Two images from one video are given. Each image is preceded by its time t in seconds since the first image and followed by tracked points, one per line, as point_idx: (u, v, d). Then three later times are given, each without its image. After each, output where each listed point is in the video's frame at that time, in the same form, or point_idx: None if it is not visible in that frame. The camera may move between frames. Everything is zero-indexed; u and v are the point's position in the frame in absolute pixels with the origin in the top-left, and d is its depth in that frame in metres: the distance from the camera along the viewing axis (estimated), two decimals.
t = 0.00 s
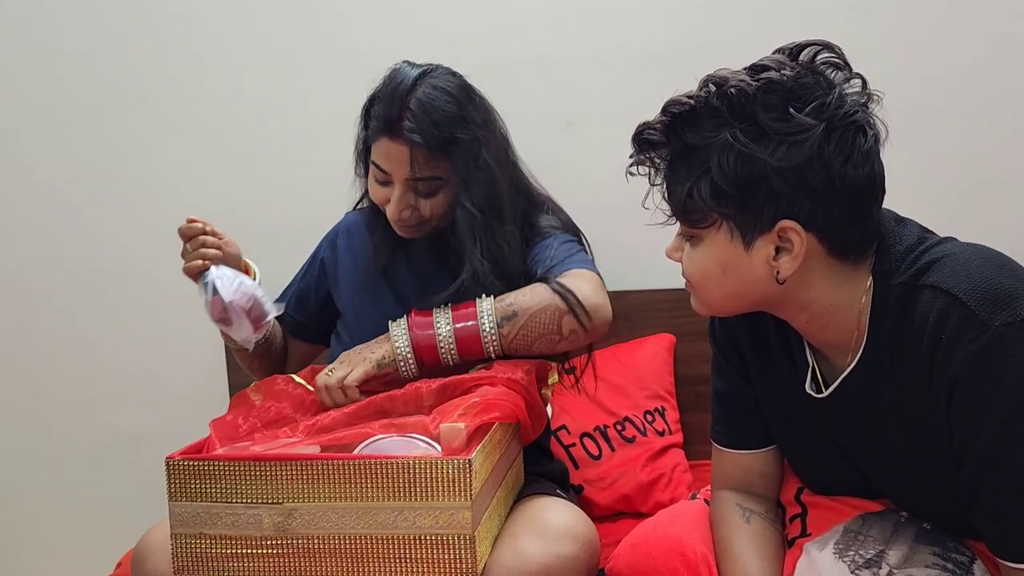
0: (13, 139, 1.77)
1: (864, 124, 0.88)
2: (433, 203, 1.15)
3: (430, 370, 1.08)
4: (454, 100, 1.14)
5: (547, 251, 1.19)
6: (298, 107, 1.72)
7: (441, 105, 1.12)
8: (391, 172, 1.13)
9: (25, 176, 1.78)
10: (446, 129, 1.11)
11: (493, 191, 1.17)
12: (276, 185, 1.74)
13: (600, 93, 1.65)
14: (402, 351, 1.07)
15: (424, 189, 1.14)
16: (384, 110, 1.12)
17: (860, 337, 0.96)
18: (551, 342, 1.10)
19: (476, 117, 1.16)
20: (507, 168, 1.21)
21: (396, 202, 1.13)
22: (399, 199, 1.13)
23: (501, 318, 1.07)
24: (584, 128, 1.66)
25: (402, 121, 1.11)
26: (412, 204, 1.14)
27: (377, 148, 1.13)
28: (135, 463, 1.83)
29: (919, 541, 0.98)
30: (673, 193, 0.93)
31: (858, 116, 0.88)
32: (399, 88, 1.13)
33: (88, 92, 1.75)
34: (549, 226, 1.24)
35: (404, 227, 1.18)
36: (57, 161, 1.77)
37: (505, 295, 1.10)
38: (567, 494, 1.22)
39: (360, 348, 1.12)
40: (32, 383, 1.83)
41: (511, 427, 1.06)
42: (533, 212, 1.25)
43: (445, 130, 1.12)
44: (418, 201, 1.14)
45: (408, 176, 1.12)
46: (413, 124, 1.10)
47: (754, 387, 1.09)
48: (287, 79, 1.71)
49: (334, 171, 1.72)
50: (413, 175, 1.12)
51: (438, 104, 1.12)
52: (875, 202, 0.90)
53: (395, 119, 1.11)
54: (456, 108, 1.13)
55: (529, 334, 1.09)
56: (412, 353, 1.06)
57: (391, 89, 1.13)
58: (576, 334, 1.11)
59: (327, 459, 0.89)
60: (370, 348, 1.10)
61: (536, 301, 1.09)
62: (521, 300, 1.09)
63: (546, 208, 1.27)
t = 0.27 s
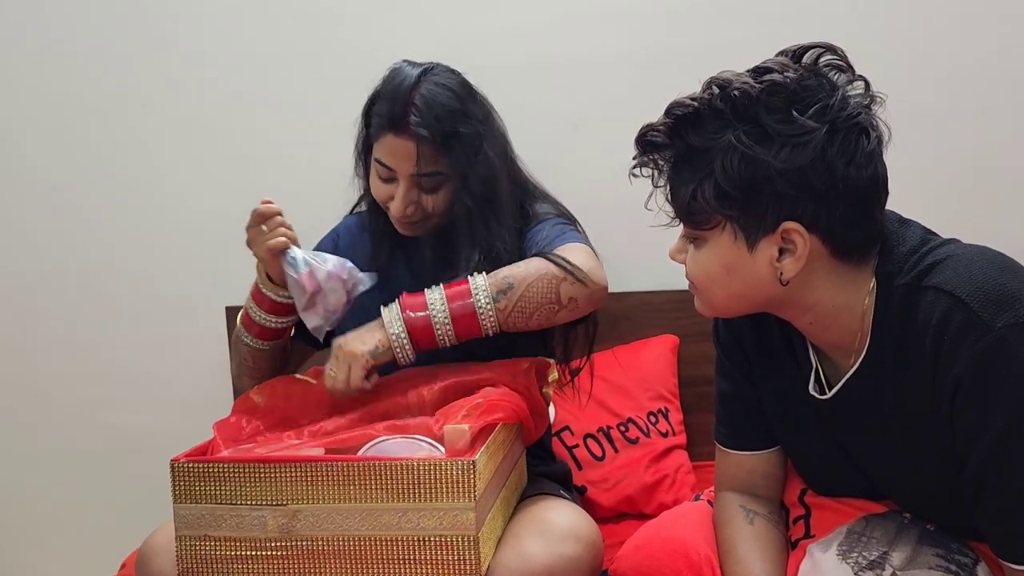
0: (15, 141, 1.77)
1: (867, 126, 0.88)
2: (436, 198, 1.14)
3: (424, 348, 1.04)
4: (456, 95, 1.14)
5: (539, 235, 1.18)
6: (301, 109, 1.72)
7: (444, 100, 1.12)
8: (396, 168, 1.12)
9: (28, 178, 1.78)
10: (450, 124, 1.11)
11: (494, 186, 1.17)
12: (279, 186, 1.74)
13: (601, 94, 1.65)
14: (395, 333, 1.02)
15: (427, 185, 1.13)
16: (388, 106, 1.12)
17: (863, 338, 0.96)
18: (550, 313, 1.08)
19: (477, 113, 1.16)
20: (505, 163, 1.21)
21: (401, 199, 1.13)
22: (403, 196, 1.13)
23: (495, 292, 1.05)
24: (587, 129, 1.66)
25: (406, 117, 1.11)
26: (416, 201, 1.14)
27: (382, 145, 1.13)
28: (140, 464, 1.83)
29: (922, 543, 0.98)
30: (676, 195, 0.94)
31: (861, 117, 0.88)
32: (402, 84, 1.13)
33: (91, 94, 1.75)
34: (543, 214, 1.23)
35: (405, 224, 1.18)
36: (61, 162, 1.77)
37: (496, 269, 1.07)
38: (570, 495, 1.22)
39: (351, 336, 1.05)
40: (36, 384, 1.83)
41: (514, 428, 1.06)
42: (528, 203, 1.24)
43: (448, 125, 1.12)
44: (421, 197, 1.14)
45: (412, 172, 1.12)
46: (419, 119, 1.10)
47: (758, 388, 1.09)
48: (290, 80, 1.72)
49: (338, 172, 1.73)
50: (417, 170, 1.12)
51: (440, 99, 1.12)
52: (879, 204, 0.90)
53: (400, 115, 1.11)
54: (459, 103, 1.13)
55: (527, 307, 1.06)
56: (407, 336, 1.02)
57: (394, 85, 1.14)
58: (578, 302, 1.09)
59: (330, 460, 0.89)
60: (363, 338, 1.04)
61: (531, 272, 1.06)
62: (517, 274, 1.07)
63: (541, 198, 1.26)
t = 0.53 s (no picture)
0: (15, 141, 1.76)
1: (872, 127, 0.88)
2: (457, 192, 1.16)
3: (422, 287, 1.00)
4: (483, 92, 1.14)
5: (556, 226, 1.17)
6: (305, 110, 1.73)
7: (472, 99, 1.13)
8: (421, 161, 1.13)
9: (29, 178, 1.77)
10: (477, 121, 1.12)
11: (515, 185, 1.18)
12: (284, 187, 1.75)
13: (604, 94, 1.66)
14: (401, 267, 0.99)
15: (449, 180, 1.14)
16: (417, 101, 1.13)
17: (868, 339, 0.96)
18: (551, 292, 1.08)
19: (502, 111, 1.17)
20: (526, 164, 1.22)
21: (423, 192, 1.14)
22: (426, 189, 1.14)
23: (509, 257, 1.03)
24: (592, 130, 1.66)
25: (435, 112, 1.12)
26: (436, 195, 1.15)
27: (408, 138, 1.14)
28: (143, 465, 1.83)
29: (927, 543, 0.99)
30: (682, 197, 0.94)
31: (866, 119, 0.88)
32: (431, 81, 1.14)
33: (94, 94, 1.75)
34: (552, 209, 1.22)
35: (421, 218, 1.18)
36: (63, 162, 1.76)
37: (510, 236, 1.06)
38: (575, 495, 1.23)
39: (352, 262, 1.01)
40: (38, 385, 1.82)
41: (520, 428, 1.07)
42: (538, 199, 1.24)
43: (475, 121, 1.12)
44: (443, 191, 1.15)
45: (437, 166, 1.13)
46: (449, 115, 1.11)
47: (762, 389, 1.10)
48: (294, 81, 1.72)
49: (343, 172, 1.74)
50: (442, 164, 1.13)
51: (469, 95, 1.13)
52: (884, 204, 0.90)
53: (429, 111, 1.12)
54: (484, 102, 1.14)
55: (530, 284, 1.06)
56: (410, 274, 0.99)
57: (422, 82, 1.14)
58: (578, 287, 1.10)
59: (338, 461, 0.90)
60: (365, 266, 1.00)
61: (544, 248, 1.07)
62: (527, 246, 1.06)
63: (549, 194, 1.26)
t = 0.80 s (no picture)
0: (14, 137, 1.75)
1: (873, 124, 0.88)
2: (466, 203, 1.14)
3: (482, 312, 1.01)
4: (473, 101, 1.13)
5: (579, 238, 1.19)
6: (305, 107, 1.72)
7: (464, 108, 1.11)
8: (423, 180, 1.11)
9: (28, 174, 1.76)
10: (472, 130, 1.11)
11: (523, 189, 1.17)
12: (284, 184, 1.74)
13: (604, 91, 1.65)
14: (463, 295, 1.00)
15: (455, 194, 1.13)
16: (409, 116, 1.11)
17: (868, 336, 0.96)
18: (607, 310, 1.09)
19: (494, 116, 1.15)
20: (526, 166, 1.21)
21: (430, 211, 1.12)
22: (432, 206, 1.12)
23: (564, 277, 1.05)
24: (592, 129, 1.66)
25: (430, 127, 1.10)
26: (444, 210, 1.13)
27: (405, 158, 1.11)
28: (143, 461, 1.83)
29: (926, 540, 0.99)
30: (683, 195, 0.94)
31: (867, 115, 0.88)
32: (420, 94, 1.12)
33: (93, 90, 1.74)
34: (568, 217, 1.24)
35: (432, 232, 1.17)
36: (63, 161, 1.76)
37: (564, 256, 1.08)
38: (575, 492, 1.23)
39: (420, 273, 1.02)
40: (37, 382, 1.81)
41: (519, 426, 1.07)
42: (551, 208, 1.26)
43: (471, 132, 1.11)
44: (450, 205, 1.14)
45: (440, 185, 1.11)
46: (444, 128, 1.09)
47: (762, 387, 1.10)
48: (294, 78, 1.72)
49: (343, 170, 1.74)
50: (445, 181, 1.11)
51: (461, 106, 1.11)
52: (885, 201, 0.90)
53: (422, 126, 1.10)
54: (477, 110, 1.13)
55: (586, 306, 1.07)
56: (472, 298, 1.00)
57: (412, 95, 1.12)
58: (633, 303, 1.11)
59: (338, 458, 0.90)
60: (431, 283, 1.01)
61: (599, 267, 1.08)
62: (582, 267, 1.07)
63: (559, 200, 1.27)
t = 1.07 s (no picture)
0: (11, 127, 1.74)
1: (871, 115, 0.88)
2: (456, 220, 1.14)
3: (529, 340, 1.13)
4: (462, 121, 1.10)
5: (593, 242, 1.25)
6: (305, 98, 1.72)
7: (449, 129, 1.09)
8: (410, 204, 1.11)
9: (25, 164, 1.75)
10: (459, 153, 1.09)
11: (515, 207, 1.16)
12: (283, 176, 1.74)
13: (604, 83, 1.65)
14: (507, 331, 1.11)
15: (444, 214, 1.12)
16: (393, 142, 1.09)
17: (867, 327, 0.96)
18: (643, 311, 1.20)
19: (483, 134, 1.12)
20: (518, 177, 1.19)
21: (419, 231, 1.12)
22: (421, 228, 1.12)
23: (597, 296, 1.14)
24: (593, 121, 1.66)
25: (416, 152, 1.08)
26: (434, 229, 1.13)
27: (392, 182, 1.10)
28: (141, 453, 1.83)
29: (924, 531, 0.99)
30: (681, 185, 0.94)
31: (865, 106, 0.88)
32: (404, 115, 1.10)
33: (92, 81, 1.73)
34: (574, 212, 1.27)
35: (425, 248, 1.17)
36: (61, 151, 1.75)
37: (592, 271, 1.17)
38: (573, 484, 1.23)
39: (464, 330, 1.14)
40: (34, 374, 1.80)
41: (518, 417, 1.07)
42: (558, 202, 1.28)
43: (460, 156, 1.09)
44: (440, 224, 1.13)
45: (429, 207, 1.10)
46: (428, 155, 1.07)
47: (760, 378, 1.10)
48: (293, 69, 1.71)
49: (342, 163, 1.74)
50: (434, 204, 1.10)
51: (450, 129, 1.08)
52: (883, 191, 0.90)
53: (407, 153, 1.08)
54: (463, 128, 1.10)
55: (627, 312, 1.18)
56: (515, 328, 1.11)
57: (396, 118, 1.10)
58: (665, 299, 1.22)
59: (337, 448, 0.90)
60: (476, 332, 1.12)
61: (628, 276, 1.17)
62: (615, 274, 1.17)
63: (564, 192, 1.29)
